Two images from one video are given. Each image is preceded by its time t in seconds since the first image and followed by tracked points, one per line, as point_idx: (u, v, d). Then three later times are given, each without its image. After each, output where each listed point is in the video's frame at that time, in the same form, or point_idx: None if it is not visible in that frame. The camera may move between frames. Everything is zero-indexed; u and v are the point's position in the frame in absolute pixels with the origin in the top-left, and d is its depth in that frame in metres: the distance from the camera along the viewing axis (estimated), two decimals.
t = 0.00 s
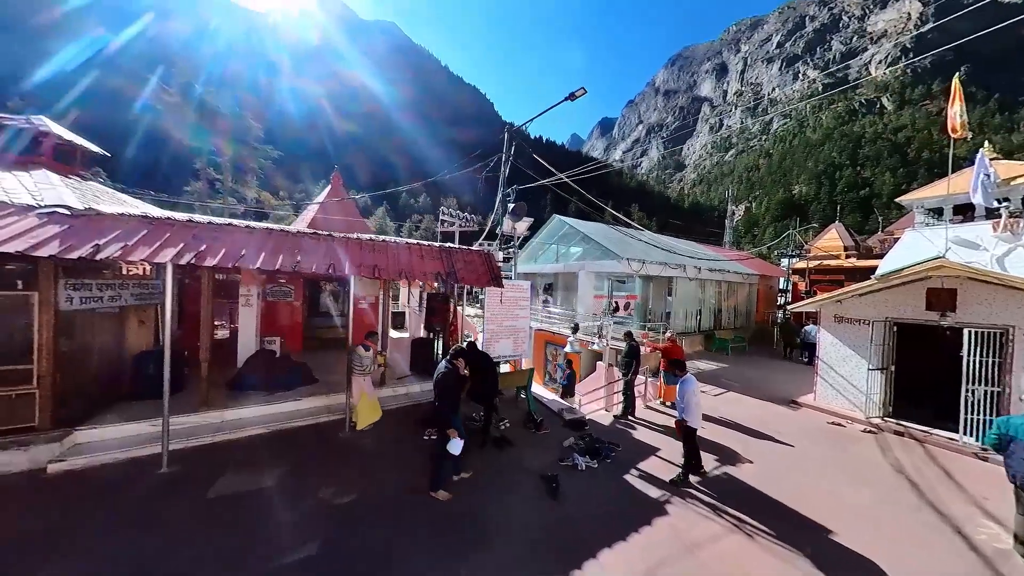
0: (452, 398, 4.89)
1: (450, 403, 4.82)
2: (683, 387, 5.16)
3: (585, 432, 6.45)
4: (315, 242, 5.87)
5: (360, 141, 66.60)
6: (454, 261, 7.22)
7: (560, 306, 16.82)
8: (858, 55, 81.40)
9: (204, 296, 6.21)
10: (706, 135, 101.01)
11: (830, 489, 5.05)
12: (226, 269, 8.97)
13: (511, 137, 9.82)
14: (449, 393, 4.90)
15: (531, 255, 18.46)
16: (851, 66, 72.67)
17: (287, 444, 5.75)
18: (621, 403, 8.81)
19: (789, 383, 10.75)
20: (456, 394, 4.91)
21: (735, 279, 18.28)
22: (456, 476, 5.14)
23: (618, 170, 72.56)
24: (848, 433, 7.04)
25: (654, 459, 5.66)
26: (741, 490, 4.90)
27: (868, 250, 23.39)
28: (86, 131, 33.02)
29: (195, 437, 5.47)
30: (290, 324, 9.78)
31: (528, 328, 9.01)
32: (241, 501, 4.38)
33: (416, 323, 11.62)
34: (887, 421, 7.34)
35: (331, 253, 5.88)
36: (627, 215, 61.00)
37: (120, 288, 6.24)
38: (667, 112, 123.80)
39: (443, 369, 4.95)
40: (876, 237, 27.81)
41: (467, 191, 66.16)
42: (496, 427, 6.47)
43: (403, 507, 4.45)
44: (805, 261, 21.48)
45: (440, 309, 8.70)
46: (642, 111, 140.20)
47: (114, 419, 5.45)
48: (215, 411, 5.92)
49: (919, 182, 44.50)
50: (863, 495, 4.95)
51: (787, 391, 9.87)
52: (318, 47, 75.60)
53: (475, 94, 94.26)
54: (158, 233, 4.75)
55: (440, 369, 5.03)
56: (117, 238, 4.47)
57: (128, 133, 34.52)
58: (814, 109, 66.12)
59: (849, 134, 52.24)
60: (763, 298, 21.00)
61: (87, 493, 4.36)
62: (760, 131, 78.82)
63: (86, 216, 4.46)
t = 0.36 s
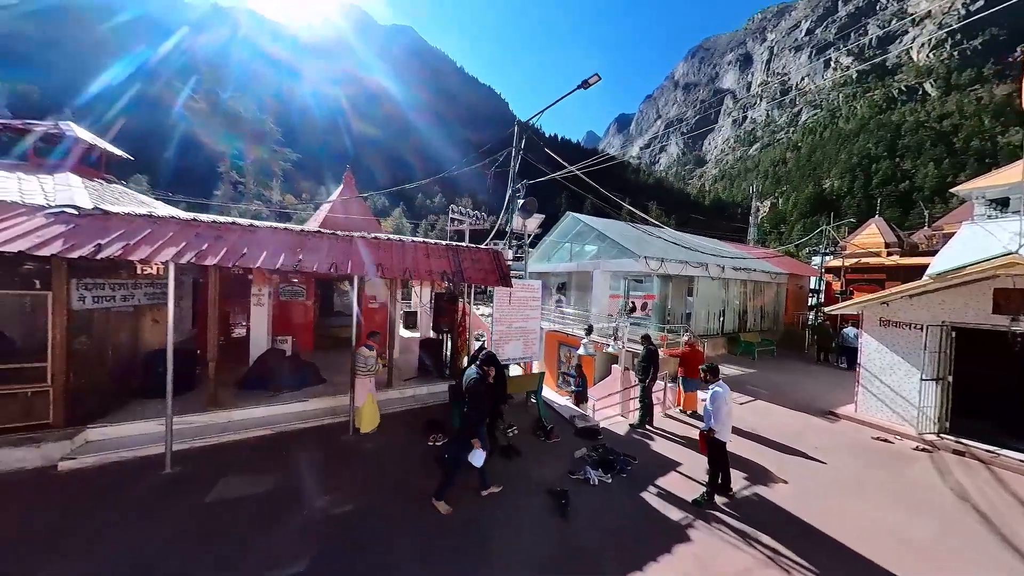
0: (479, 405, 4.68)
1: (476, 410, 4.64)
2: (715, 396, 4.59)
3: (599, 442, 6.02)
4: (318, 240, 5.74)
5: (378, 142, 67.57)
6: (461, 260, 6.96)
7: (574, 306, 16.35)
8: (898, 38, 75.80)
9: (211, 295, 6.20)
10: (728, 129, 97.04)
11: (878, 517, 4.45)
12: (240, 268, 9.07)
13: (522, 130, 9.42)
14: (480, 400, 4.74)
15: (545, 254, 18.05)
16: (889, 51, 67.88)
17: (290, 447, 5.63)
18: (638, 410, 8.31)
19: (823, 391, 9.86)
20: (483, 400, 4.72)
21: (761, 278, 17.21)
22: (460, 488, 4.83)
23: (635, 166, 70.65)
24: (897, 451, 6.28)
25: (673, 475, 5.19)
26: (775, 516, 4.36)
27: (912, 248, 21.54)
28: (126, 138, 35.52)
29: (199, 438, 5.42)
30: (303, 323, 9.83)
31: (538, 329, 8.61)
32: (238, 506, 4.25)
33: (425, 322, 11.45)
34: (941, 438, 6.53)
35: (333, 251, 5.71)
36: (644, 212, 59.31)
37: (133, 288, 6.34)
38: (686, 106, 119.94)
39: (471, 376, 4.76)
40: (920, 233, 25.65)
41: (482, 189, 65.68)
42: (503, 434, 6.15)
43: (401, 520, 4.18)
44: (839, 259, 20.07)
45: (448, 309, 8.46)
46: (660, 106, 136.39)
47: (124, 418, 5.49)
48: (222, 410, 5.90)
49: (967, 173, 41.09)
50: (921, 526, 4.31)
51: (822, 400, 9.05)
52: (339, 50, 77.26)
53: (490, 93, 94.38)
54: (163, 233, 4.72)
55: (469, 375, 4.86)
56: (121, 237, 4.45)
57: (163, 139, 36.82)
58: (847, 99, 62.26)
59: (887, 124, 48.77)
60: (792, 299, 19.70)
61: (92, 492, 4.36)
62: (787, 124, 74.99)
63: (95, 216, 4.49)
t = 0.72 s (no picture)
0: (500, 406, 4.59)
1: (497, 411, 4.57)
2: (752, 409, 4.10)
3: (611, 452, 5.64)
4: (319, 239, 5.61)
5: (391, 142, 68.25)
6: (465, 258, 6.69)
7: (586, 306, 15.92)
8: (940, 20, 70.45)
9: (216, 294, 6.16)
10: (751, 123, 93.13)
11: (936, 550, 3.86)
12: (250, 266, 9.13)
13: (530, 123, 9.06)
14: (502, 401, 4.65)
15: (557, 252, 17.65)
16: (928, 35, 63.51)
17: (293, 446, 5.56)
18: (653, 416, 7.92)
19: (857, 399, 9.10)
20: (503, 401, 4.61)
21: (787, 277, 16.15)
22: (461, 498, 4.57)
23: (651, 163, 68.73)
24: (950, 470, 5.59)
25: (693, 491, 4.76)
26: (811, 543, 3.87)
27: (958, 244, 19.78)
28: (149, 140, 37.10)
29: (202, 438, 5.39)
30: (313, 323, 9.92)
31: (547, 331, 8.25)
32: (233, 510, 4.13)
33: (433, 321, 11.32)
34: (1001, 457, 5.79)
35: (333, 250, 5.56)
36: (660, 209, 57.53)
37: (143, 287, 6.39)
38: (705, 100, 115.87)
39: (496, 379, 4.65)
40: (967, 229, 23.56)
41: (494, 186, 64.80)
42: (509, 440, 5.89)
43: (396, 530, 3.96)
44: (874, 256, 18.67)
45: (453, 309, 8.21)
46: (678, 100, 132.44)
47: (132, 415, 5.52)
48: (226, 410, 5.86)
49: (1018, 163, 37.73)
50: (988, 562, 3.72)
51: (855, 409, 8.33)
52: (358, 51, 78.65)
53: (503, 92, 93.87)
54: (162, 231, 4.67)
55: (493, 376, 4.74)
56: (120, 235, 4.41)
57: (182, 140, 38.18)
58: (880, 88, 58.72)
59: (924, 113, 45.55)
60: (821, 299, 18.45)
61: (97, 489, 4.37)
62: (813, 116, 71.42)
63: (96, 215, 4.48)
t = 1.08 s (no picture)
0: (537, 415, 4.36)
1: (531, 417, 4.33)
2: (794, 425, 3.52)
3: (626, 467, 5.16)
4: (316, 237, 5.41)
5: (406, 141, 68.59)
6: (469, 256, 6.34)
7: (601, 306, 15.37)
8: None
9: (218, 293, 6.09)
10: (777, 114, 88.99)
11: None
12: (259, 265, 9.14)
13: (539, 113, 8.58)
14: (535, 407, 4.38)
15: (571, 250, 17.16)
16: (979, 14, 58.29)
17: (290, 452, 5.38)
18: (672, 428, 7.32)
19: (904, 411, 8.19)
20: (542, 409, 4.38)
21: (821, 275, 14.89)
22: (458, 515, 4.21)
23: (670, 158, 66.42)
24: None
25: (718, 517, 4.22)
26: None
27: None
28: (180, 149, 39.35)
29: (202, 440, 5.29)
30: (322, 323, 9.88)
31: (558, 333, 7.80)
32: (220, 521, 3.95)
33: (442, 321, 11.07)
34: None
35: (330, 248, 5.34)
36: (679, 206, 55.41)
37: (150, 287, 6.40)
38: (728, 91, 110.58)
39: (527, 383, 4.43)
40: None
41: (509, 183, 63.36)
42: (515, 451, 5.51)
43: (385, 551, 3.65)
44: (922, 253, 16.98)
45: (458, 309, 7.88)
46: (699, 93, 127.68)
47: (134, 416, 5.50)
48: (227, 412, 5.75)
49: None
50: None
51: (903, 423, 7.46)
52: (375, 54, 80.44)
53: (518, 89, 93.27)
54: (155, 230, 4.56)
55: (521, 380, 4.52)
56: (113, 234, 4.33)
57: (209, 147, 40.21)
58: (921, 74, 54.56)
59: (974, 99, 41.93)
60: (859, 299, 17.03)
61: (93, 491, 4.31)
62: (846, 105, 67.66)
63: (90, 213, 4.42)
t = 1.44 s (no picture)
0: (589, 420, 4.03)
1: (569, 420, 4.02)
2: (860, 448, 2.95)
3: (651, 485, 4.68)
4: (322, 233, 5.23)
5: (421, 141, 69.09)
6: (479, 254, 6.02)
7: (619, 306, 14.85)
8: None
9: (227, 292, 6.04)
10: (807, 105, 82.36)
11: None
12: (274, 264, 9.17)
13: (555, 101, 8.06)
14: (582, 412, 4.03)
15: (588, 248, 16.68)
16: None
17: (296, 455, 5.21)
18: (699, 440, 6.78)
19: (970, 428, 7.22)
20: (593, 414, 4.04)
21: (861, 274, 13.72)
22: (466, 530, 3.89)
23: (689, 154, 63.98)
24: None
25: (761, 547, 3.70)
26: None
27: None
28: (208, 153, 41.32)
29: (208, 443, 5.20)
30: (335, 322, 9.82)
31: (574, 334, 7.33)
32: (221, 528, 3.78)
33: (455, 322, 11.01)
34: None
35: (336, 244, 5.15)
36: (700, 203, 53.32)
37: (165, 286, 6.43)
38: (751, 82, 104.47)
39: (570, 383, 4.10)
40: None
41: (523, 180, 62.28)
42: (528, 463, 5.13)
43: (389, 571, 3.35)
44: (981, 248, 15.27)
45: (469, 309, 7.56)
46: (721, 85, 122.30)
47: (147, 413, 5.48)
48: (235, 413, 5.67)
49: None
50: None
51: (972, 443, 6.55)
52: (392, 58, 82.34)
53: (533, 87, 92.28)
54: (159, 227, 4.48)
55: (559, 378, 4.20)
56: (119, 231, 4.26)
57: (235, 151, 42.02)
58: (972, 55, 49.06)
59: None
60: (905, 300, 15.56)
61: (100, 491, 4.25)
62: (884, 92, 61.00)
63: (99, 211, 4.39)
